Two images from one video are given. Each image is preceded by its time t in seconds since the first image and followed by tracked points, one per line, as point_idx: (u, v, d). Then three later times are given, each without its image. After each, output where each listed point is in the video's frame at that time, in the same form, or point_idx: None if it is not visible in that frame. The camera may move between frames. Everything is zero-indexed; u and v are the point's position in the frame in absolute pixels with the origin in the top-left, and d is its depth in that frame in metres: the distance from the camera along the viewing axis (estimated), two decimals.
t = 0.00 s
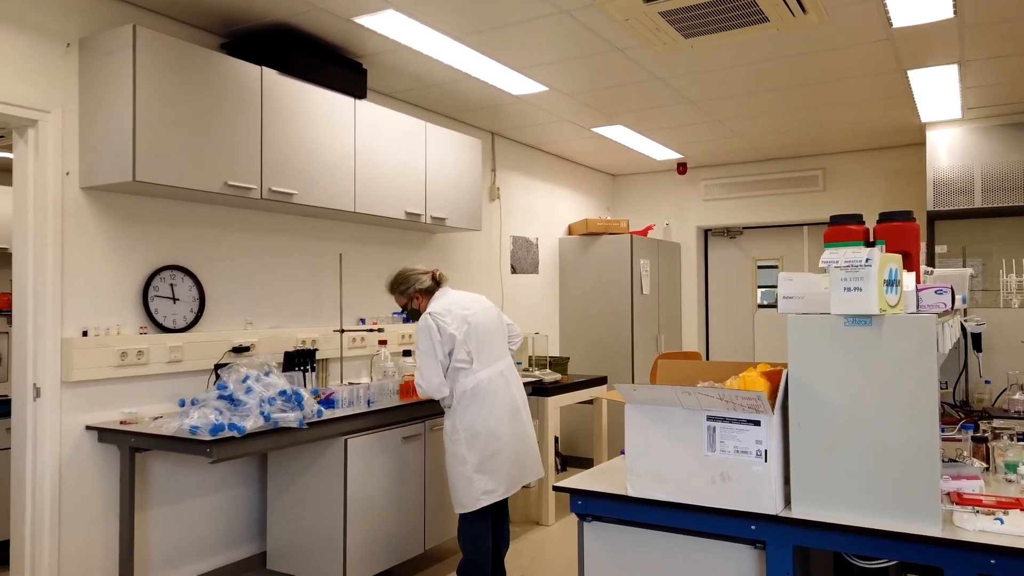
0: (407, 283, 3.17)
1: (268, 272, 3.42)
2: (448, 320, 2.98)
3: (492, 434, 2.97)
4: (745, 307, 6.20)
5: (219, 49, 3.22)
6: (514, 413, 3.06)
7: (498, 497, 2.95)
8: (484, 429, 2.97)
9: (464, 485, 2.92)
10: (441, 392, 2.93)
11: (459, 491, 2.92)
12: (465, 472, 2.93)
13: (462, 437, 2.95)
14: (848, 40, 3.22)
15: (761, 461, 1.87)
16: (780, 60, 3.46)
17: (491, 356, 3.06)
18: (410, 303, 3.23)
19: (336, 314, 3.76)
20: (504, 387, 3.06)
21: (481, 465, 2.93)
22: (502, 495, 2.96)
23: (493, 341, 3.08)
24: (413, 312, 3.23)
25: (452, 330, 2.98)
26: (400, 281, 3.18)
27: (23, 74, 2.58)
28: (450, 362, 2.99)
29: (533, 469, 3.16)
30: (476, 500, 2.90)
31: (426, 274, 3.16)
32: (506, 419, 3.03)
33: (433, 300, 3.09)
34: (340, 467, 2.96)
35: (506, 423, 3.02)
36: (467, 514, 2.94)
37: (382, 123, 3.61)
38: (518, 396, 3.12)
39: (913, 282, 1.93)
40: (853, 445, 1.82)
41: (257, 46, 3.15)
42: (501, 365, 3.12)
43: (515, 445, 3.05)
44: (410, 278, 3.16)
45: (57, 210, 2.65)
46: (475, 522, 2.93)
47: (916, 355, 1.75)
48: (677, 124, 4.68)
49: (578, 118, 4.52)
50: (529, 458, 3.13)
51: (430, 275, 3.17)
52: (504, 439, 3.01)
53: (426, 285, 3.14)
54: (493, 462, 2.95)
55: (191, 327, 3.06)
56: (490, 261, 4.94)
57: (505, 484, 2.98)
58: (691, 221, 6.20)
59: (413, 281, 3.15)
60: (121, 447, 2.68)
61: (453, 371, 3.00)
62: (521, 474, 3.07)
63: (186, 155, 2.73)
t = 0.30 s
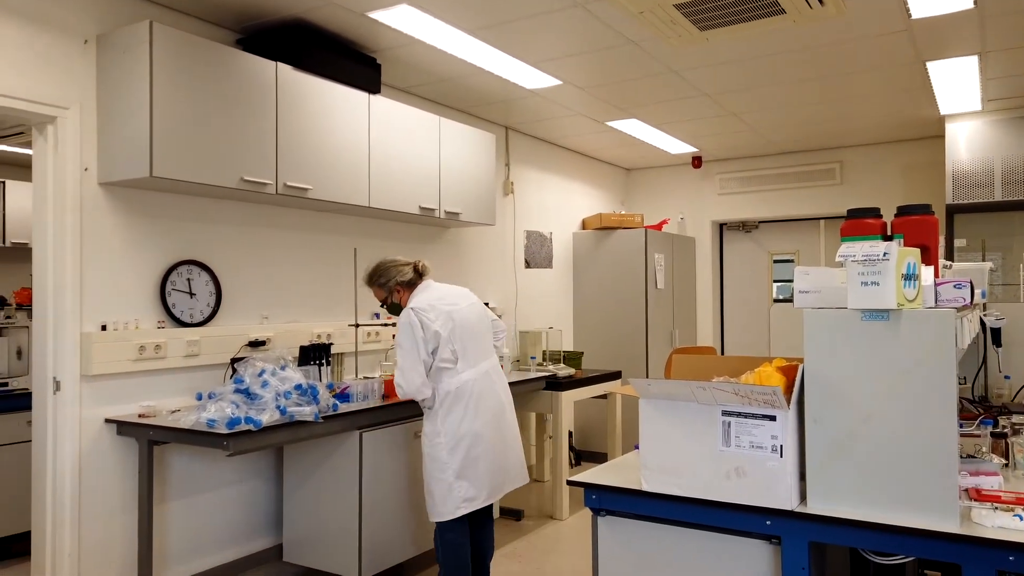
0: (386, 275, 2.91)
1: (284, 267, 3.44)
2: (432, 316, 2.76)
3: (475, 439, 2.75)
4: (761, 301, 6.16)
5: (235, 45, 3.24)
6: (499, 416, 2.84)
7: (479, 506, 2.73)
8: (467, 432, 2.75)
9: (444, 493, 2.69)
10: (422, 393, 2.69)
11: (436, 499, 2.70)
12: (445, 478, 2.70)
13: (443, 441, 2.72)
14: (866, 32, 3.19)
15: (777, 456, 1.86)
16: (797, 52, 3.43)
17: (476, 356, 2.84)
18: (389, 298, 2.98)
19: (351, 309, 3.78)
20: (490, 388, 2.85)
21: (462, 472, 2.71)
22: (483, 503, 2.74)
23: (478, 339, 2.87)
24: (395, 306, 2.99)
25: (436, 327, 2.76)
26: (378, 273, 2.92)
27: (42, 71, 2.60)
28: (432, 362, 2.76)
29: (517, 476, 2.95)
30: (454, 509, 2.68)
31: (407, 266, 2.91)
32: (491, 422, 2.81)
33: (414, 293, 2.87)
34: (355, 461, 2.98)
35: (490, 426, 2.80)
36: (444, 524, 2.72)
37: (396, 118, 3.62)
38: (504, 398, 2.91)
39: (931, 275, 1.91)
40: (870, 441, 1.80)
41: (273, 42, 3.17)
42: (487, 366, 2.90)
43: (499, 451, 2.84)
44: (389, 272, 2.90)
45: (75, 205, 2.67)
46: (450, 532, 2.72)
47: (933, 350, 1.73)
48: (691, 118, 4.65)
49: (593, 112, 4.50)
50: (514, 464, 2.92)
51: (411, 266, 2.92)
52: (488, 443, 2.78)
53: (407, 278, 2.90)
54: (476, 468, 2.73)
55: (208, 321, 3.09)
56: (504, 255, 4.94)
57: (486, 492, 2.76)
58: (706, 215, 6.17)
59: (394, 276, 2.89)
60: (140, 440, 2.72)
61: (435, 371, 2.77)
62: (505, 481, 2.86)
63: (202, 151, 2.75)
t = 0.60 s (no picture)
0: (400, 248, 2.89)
1: (300, 261, 3.46)
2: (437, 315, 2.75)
3: (466, 446, 2.74)
4: (777, 295, 6.12)
5: (252, 39, 3.25)
6: (491, 426, 2.83)
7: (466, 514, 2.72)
8: (458, 438, 2.74)
9: (430, 496, 2.69)
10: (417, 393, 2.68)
11: (423, 500, 2.71)
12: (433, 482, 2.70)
13: (433, 445, 2.71)
14: (885, 22, 3.15)
15: (793, 451, 1.85)
16: (815, 43, 3.39)
17: (474, 359, 2.84)
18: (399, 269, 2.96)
19: (366, 302, 3.80)
20: (484, 395, 2.84)
21: (451, 477, 2.70)
22: (471, 511, 2.72)
23: (479, 343, 2.86)
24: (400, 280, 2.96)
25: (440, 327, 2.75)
26: (393, 244, 2.91)
27: (61, 67, 2.63)
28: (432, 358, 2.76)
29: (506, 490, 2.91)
30: (442, 514, 2.68)
31: (424, 242, 2.89)
32: (484, 430, 2.80)
33: (426, 280, 2.82)
34: (370, 454, 3.00)
35: (484, 434, 2.78)
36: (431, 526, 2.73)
37: (411, 112, 3.62)
38: (496, 408, 2.89)
39: (951, 269, 1.88)
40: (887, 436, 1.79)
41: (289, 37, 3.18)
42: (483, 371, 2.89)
43: (490, 459, 2.82)
44: (404, 242, 2.89)
45: (94, 200, 2.70)
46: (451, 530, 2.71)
47: (953, 347, 1.71)
48: (707, 110, 4.62)
49: (607, 105, 4.48)
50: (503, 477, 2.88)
51: (428, 245, 2.90)
52: (479, 451, 2.77)
53: (420, 253, 2.88)
54: (464, 476, 2.72)
55: (225, 315, 3.11)
56: (519, 249, 4.94)
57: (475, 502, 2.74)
58: (722, 208, 6.13)
59: (406, 247, 2.87)
60: (159, 433, 2.74)
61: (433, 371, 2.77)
62: (494, 493, 2.83)
63: (219, 145, 2.76)
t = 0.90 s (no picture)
0: (447, 246, 3.08)
1: (315, 255, 3.48)
2: (495, 305, 2.96)
3: (514, 426, 2.97)
4: (793, 289, 6.08)
5: (267, 35, 3.27)
6: (532, 407, 3.08)
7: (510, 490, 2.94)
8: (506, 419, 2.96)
9: (478, 474, 2.88)
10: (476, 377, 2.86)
11: (470, 477, 2.89)
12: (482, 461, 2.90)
13: (485, 426, 2.91)
14: (905, 13, 3.11)
15: (809, 446, 1.84)
16: (833, 35, 3.36)
17: (520, 347, 3.08)
18: (445, 266, 3.15)
19: (381, 297, 3.81)
20: (528, 380, 3.08)
21: (499, 456, 2.91)
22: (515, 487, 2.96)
23: (524, 332, 3.10)
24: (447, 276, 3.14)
25: (496, 316, 2.97)
26: (438, 243, 3.08)
27: (81, 63, 2.66)
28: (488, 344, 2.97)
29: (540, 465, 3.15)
30: (487, 490, 2.87)
31: (472, 240, 3.08)
32: (527, 411, 3.05)
33: (478, 273, 3.04)
34: (386, 447, 3.02)
35: (526, 415, 3.04)
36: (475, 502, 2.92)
37: (425, 106, 3.62)
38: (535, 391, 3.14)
39: (970, 263, 1.86)
40: (905, 431, 1.77)
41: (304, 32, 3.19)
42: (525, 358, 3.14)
43: (528, 440, 3.06)
44: (451, 241, 3.07)
45: (113, 195, 2.73)
46: (490, 507, 2.90)
47: (971, 340, 1.69)
48: (723, 103, 4.58)
49: (623, 98, 4.47)
50: (539, 453, 3.13)
51: (472, 242, 3.09)
52: (523, 431, 3.01)
53: (467, 251, 3.06)
54: (511, 454, 2.94)
55: (242, 309, 3.14)
56: (533, 243, 4.94)
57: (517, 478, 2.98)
58: (738, 202, 6.10)
59: (454, 245, 3.06)
60: (178, 425, 2.77)
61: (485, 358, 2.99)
62: (533, 468, 3.07)
63: (235, 140, 2.78)
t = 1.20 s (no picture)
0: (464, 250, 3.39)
1: (330, 250, 3.49)
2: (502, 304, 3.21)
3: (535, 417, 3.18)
4: (810, 283, 6.03)
5: (282, 30, 3.28)
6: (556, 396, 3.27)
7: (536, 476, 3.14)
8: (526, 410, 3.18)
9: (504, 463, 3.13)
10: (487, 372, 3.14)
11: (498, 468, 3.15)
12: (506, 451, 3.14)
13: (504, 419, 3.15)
14: (924, 4, 3.07)
15: (826, 441, 1.82)
16: (850, 26, 3.32)
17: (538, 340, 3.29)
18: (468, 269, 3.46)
19: (396, 291, 3.83)
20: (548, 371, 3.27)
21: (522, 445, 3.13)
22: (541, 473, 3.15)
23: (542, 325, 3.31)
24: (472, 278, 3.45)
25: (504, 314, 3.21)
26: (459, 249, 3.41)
27: (98, 59, 2.68)
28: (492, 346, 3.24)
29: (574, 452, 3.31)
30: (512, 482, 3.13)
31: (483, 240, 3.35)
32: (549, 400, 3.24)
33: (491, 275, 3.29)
34: (401, 441, 3.03)
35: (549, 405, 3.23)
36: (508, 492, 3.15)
37: (439, 101, 3.62)
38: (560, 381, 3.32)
39: (990, 257, 1.84)
40: (923, 426, 1.75)
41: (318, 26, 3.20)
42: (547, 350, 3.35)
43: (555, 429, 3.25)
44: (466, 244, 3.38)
45: (131, 190, 2.76)
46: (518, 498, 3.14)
47: (992, 334, 1.67)
48: (739, 95, 4.54)
49: (637, 92, 4.44)
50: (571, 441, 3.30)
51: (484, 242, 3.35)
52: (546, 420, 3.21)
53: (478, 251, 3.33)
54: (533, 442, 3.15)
55: (258, 303, 3.16)
56: (547, 237, 4.93)
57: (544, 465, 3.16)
58: (754, 195, 6.05)
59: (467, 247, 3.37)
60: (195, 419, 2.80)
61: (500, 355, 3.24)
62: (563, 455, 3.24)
63: (251, 135, 2.79)
